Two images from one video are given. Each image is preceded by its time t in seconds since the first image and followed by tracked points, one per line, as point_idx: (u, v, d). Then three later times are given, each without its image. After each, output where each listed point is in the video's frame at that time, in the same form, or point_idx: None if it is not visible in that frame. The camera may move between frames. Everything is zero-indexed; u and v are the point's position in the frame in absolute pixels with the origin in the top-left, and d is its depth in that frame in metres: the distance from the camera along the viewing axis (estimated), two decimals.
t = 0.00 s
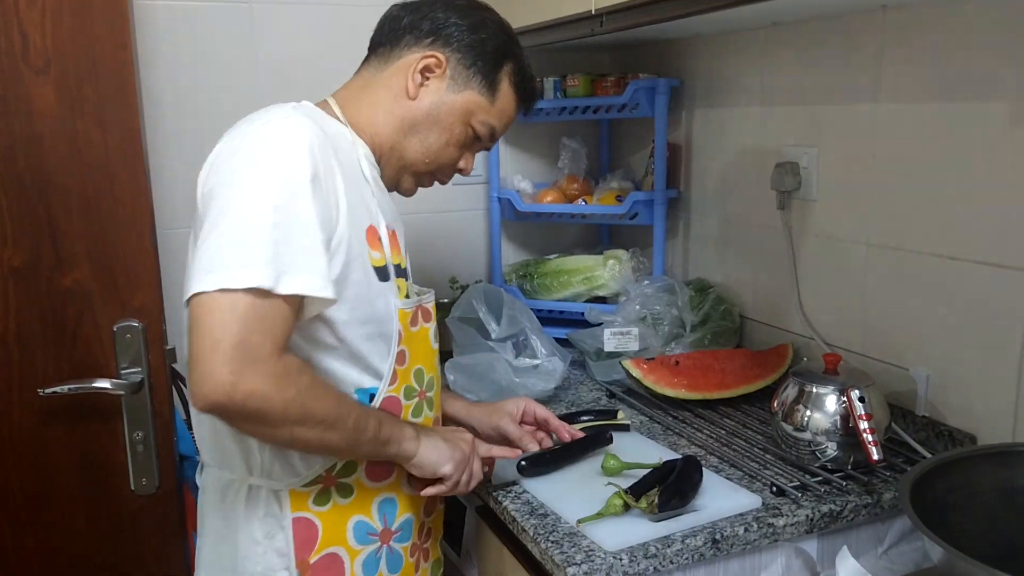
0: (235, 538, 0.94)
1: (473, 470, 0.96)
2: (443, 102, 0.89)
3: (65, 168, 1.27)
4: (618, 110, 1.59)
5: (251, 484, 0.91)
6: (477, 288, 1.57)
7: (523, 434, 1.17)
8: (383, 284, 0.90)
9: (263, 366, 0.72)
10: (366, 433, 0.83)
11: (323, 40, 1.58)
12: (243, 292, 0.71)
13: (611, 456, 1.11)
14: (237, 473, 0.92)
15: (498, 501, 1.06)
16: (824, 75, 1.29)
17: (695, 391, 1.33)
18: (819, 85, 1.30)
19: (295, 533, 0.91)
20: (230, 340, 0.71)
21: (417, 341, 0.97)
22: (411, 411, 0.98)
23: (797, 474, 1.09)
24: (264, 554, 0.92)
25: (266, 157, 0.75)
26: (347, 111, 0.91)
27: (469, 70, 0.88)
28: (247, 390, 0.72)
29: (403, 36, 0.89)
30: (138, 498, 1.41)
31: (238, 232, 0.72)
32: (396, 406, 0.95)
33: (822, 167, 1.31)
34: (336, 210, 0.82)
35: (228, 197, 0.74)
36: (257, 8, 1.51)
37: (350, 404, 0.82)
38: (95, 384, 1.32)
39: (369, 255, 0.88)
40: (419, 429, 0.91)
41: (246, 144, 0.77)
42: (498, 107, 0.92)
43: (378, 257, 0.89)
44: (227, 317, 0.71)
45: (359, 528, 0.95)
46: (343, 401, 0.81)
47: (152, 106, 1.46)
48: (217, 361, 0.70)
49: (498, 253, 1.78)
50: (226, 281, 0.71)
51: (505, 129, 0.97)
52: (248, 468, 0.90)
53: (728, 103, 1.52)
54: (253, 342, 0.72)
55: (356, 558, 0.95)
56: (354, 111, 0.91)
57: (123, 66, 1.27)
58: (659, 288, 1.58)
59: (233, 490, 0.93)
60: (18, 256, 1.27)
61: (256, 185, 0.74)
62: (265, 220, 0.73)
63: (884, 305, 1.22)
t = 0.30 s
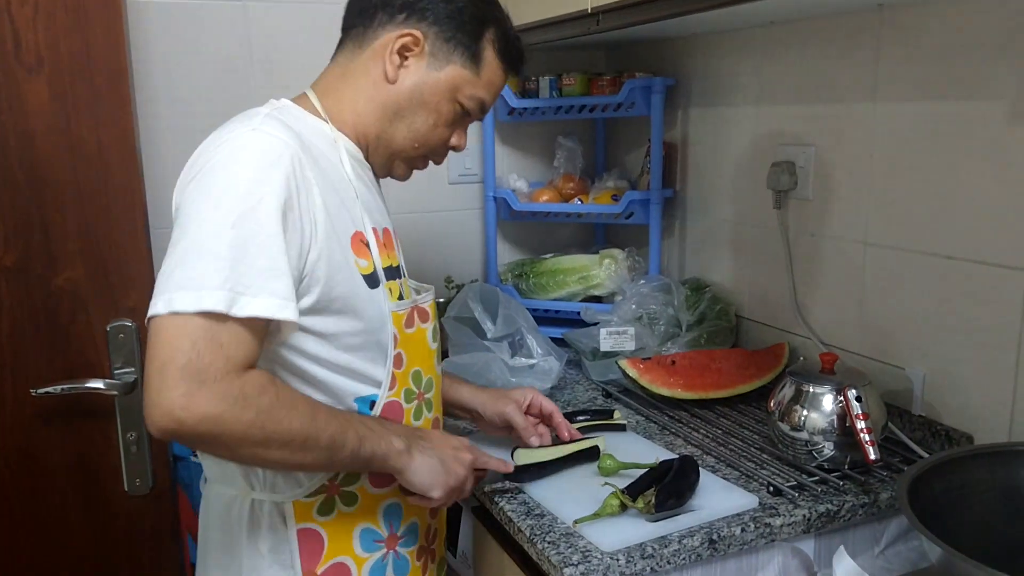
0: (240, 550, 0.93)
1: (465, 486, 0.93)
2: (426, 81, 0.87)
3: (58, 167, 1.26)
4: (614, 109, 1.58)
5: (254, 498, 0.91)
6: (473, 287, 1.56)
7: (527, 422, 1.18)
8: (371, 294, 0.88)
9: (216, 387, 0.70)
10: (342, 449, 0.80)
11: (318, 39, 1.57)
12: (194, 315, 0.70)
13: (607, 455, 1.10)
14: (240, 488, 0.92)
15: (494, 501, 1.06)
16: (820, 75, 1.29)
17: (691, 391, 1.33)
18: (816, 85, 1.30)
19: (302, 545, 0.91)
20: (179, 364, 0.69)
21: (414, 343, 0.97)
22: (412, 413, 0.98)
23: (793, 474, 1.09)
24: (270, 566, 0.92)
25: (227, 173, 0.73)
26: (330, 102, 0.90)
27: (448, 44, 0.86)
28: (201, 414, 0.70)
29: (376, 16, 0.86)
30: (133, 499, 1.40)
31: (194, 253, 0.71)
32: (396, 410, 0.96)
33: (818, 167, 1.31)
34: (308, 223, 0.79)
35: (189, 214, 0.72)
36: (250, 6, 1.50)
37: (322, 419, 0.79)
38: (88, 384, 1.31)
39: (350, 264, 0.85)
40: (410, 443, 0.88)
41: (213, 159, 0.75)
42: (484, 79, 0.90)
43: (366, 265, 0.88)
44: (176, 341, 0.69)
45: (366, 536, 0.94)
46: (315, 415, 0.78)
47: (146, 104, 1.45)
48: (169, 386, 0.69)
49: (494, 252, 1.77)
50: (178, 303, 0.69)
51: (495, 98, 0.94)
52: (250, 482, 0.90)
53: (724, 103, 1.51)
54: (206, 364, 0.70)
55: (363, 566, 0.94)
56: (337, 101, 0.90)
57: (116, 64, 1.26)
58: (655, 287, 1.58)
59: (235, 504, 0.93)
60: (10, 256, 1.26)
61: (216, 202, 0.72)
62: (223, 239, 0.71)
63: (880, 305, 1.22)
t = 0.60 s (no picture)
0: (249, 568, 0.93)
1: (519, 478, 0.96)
2: (419, 72, 0.85)
3: (49, 166, 1.25)
4: (609, 109, 1.58)
5: (263, 517, 0.90)
6: (469, 288, 1.55)
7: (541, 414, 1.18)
8: (375, 305, 0.87)
9: (257, 431, 0.71)
10: (388, 471, 0.82)
11: (311, 37, 1.56)
12: (223, 359, 0.70)
13: (604, 457, 1.10)
14: (246, 507, 0.91)
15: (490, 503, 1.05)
16: (817, 74, 1.28)
17: (687, 391, 1.33)
18: (812, 84, 1.29)
19: (315, 563, 0.91)
20: (219, 416, 0.70)
21: (418, 348, 0.97)
22: (417, 421, 0.99)
23: (790, 475, 1.09)
24: None
25: (230, 204, 0.72)
26: (320, 101, 0.89)
27: (438, 30, 0.84)
28: (244, 460, 0.71)
29: (359, 7, 0.84)
30: (125, 501, 1.39)
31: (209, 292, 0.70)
32: (402, 419, 0.96)
33: (814, 166, 1.30)
34: (314, 244, 0.79)
35: (194, 250, 0.71)
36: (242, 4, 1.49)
37: (363, 446, 0.80)
38: (80, 385, 1.30)
39: (354, 276, 0.84)
40: (453, 448, 0.91)
41: (207, 187, 0.74)
42: (478, 62, 0.88)
43: (366, 278, 0.86)
44: (211, 392, 0.70)
45: (378, 548, 0.95)
46: (357, 444, 0.80)
47: (138, 102, 1.44)
48: (211, 438, 0.70)
49: (489, 251, 1.76)
50: (203, 349, 0.70)
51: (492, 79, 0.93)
52: (257, 502, 0.90)
53: (721, 102, 1.51)
54: (243, 409, 0.71)
55: None
56: (327, 100, 0.88)
57: (108, 63, 1.25)
58: (651, 288, 1.58)
59: (242, 524, 0.92)
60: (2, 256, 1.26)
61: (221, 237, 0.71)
62: (233, 275, 0.71)
63: (876, 305, 1.22)
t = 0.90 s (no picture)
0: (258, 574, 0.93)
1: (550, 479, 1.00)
2: (414, 65, 0.84)
3: (42, 163, 1.24)
4: (608, 107, 1.57)
5: (273, 525, 0.90)
6: (467, 287, 1.55)
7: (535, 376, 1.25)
8: (387, 310, 0.87)
9: (311, 450, 0.74)
10: (428, 477, 0.85)
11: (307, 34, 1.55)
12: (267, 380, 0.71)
13: (603, 456, 1.10)
14: (256, 516, 0.90)
15: (489, 503, 1.05)
16: (815, 71, 1.28)
17: (686, 390, 1.32)
18: (810, 81, 1.29)
19: (328, 567, 0.91)
20: (275, 438, 0.72)
21: (428, 349, 0.96)
22: (426, 423, 0.98)
23: (790, 474, 1.08)
24: None
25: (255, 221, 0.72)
26: (318, 99, 0.88)
27: (432, 20, 0.82)
28: (299, 477, 0.74)
29: (349, 1, 0.83)
30: (120, 501, 1.38)
31: (240, 310, 0.71)
32: (412, 423, 0.95)
33: (813, 164, 1.30)
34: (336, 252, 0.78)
35: (222, 269, 0.71)
36: None
37: (407, 455, 0.83)
38: (75, 384, 1.29)
39: (371, 281, 0.84)
40: (483, 453, 0.94)
41: (229, 204, 0.73)
42: (477, 48, 0.87)
43: (378, 282, 0.85)
44: (264, 417, 0.72)
45: (389, 550, 0.95)
46: (401, 453, 0.83)
47: (134, 100, 1.43)
48: (269, 461, 0.73)
49: (486, 250, 1.76)
50: (247, 370, 0.70)
51: (492, 64, 0.91)
52: (267, 509, 0.89)
53: (719, 100, 1.51)
54: (299, 431, 0.73)
55: None
56: (325, 99, 0.88)
57: (104, 59, 1.24)
58: (649, 286, 1.58)
59: (249, 536, 0.91)
60: None
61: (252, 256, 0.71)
62: (264, 292, 0.71)
63: (875, 304, 1.22)
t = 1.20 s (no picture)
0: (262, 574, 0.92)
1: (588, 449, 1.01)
2: (402, 56, 0.83)
3: (39, 160, 1.23)
4: (607, 103, 1.57)
5: (278, 524, 0.89)
6: (465, 284, 1.54)
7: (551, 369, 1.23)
8: (393, 307, 0.87)
9: (344, 451, 0.76)
10: (464, 460, 0.87)
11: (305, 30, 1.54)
12: (297, 389, 0.73)
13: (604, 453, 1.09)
14: (260, 514, 0.90)
15: (490, 500, 1.04)
16: (815, 67, 1.28)
17: (686, 387, 1.32)
18: (810, 77, 1.29)
19: (333, 565, 0.90)
20: (312, 443, 0.74)
21: (431, 346, 0.95)
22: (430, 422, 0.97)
23: (790, 471, 1.08)
24: None
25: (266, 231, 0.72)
26: (310, 95, 0.87)
27: (418, 9, 0.82)
28: (335, 475, 0.76)
29: None
30: (117, 499, 1.37)
31: (263, 322, 0.71)
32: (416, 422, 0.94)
33: (814, 160, 1.30)
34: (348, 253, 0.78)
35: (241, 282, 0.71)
36: None
37: (441, 441, 0.84)
38: (73, 382, 1.28)
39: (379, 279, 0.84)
40: (518, 431, 0.94)
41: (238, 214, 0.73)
42: (469, 34, 0.85)
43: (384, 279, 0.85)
44: (299, 424, 0.74)
45: (394, 546, 0.95)
46: (435, 440, 0.84)
47: (131, 97, 1.43)
48: (304, 465, 0.75)
49: (485, 247, 1.75)
50: (276, 379, 0.72)
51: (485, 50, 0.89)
52: (271, 508, 0.89)
53: (718, 96, 1.50)
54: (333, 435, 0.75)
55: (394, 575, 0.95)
56: (317, 94, 0.87)
57: (101, 55, 1.23)
58: (648, 282, 1.57)
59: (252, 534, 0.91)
60: None
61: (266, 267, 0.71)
62: (281, 301, 0.71)
63: (876, 300, 1.22)
